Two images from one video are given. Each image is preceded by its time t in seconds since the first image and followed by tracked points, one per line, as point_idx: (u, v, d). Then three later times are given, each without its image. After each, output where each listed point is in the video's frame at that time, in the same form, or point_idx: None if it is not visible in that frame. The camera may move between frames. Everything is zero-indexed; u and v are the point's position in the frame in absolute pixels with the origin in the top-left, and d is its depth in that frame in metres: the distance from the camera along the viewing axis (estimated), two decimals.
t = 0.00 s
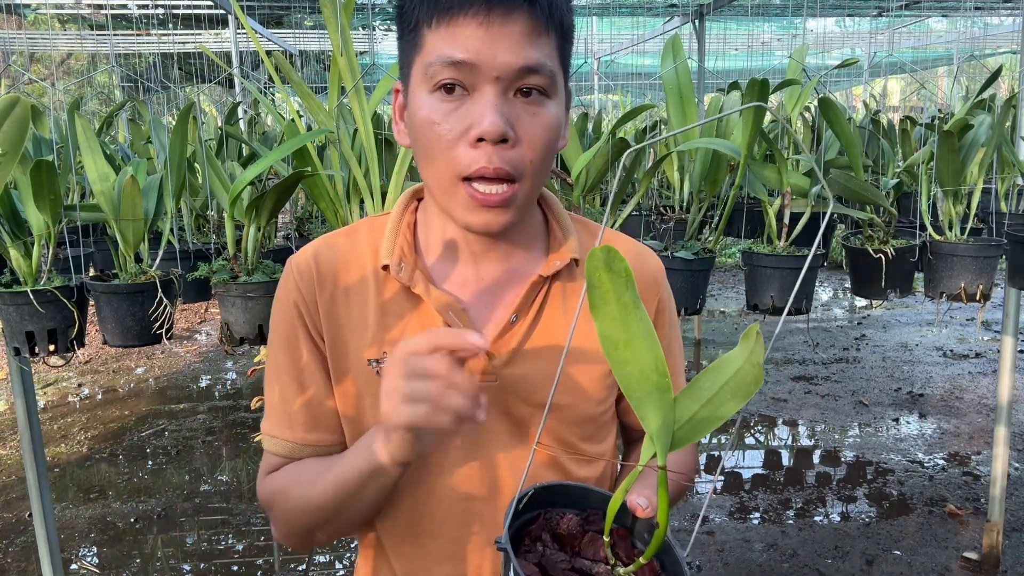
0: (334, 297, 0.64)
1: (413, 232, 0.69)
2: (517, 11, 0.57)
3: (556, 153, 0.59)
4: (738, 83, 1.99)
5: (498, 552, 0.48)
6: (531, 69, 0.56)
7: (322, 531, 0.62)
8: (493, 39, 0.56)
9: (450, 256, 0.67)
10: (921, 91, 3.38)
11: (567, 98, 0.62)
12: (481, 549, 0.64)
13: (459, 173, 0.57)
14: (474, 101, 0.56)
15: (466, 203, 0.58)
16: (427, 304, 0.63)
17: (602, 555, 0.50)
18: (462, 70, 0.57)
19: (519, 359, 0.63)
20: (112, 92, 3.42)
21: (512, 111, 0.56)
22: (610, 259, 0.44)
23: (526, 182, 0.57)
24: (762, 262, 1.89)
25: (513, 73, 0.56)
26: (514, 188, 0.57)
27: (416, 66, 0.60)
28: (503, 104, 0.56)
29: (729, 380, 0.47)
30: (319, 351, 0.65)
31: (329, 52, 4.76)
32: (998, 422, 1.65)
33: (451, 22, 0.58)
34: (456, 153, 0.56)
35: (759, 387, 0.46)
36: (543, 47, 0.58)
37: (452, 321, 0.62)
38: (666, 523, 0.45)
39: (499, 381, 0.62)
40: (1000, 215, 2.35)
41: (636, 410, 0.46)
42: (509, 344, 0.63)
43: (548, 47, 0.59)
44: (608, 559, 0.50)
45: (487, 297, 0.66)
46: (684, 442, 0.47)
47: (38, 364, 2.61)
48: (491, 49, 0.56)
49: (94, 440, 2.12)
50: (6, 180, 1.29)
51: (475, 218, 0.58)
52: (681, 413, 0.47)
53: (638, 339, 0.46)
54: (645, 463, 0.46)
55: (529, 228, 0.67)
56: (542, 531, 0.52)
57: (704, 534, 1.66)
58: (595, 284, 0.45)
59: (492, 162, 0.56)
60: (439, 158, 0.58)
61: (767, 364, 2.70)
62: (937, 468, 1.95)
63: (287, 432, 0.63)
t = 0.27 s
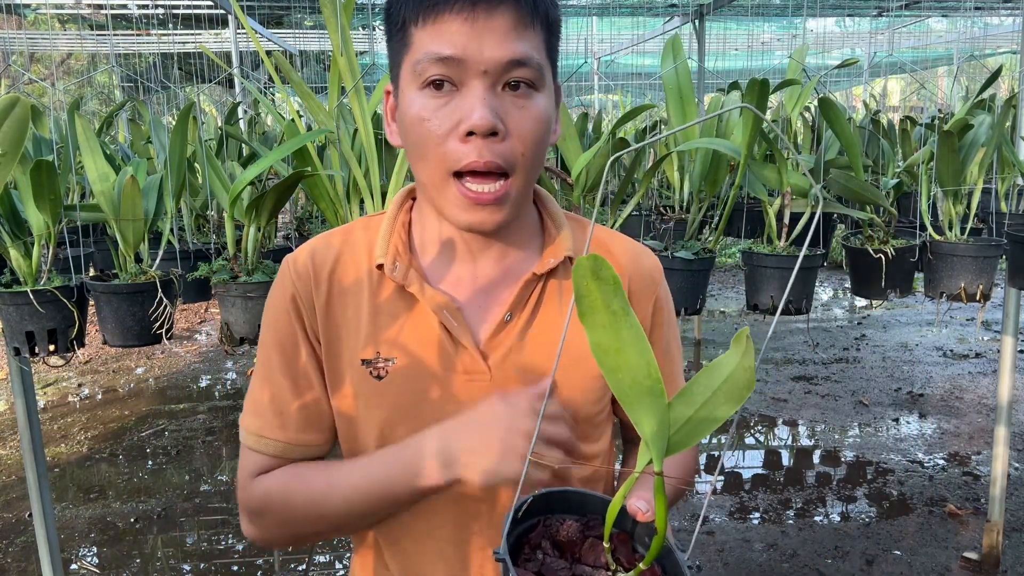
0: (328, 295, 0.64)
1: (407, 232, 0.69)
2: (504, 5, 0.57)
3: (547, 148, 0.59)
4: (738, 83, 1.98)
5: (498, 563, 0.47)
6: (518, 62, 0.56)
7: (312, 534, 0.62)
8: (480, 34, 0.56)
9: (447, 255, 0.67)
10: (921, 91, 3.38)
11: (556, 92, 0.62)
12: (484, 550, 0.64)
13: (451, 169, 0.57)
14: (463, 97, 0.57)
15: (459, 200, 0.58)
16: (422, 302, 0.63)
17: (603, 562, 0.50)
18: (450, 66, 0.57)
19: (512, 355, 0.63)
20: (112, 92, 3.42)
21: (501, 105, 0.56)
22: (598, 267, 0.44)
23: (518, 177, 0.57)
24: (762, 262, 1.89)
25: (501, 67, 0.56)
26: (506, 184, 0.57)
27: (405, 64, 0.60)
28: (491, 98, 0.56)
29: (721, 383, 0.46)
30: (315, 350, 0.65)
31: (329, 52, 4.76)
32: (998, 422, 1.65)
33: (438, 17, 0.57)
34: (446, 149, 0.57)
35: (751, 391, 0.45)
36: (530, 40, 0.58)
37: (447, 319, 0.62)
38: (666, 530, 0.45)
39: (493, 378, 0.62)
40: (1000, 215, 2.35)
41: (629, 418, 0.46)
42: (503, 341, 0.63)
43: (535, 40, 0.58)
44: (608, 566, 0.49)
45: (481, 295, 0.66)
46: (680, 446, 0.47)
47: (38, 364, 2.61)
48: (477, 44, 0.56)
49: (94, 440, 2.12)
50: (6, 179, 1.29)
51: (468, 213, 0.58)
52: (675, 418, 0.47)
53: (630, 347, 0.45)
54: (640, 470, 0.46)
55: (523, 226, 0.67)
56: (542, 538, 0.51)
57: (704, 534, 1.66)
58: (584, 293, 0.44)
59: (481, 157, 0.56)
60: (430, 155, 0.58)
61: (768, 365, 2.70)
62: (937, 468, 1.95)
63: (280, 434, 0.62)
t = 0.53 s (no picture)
0: (322, 298, 0.64)
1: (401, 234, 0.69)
2: (507, 19, 0.57)
3: (544, 159, 0.60)
4: (738, 83, 1.98)
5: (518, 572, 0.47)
6: (520, 76, 0.56)
7: (287, 539, 0.64)
8: (483, 47, 0.56)
9: (442, 258, 0.67)
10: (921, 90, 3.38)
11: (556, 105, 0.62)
12: (485, 550, 0.64)
13: (447, 177, 0.57)
14: (462, 107, 0.57)
15: (454, 207, 0.58)
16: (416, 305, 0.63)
17: (617, 563, 0.50)
18: (451, 77, 0.57)
19: (508, 361, 0.63)
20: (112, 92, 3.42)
21: (500, 117, 0.56)
22: (617, 270, 0.44)
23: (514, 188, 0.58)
24: (762, 262, 1.89)
25: (503, 82, 0.56)
26: (503, 192, 0.58)
27: (406, 72, 0.60)
28: (490, 111, 0.56)
29: (738, 383, 0.47)
30: (308, 353, 0.65)
31: (329, 52, 4.76)
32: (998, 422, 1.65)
33: (441, 25, 0.57)
34: (444, 158, 0.57)
35: (770, 388, 0.46)
36: (532, 54, 0.58)
37: (442, 323, 0.62)
38: (684, 529, 0.44)
39: (489, 383, 0.62)
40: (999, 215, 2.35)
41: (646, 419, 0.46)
42: (498, 345, 0.63)
43: (537, 54, 0.58)
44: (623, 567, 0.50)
45: (476, 299, 0.66)
46: (697, 447, 0.47)
47: (38, 364, 2.61)
48: (480, 57, 0.56)
49: (94, 440, 2.12)
50: (6, 179, 1.29)
51: (464, 221, 0.59)
52: (693, 419, 0.47)
53: (648, 350, 0.45)
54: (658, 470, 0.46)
55: (518, 232, 0.67)
56: (556, 543, 0.51)
57: (704, 534, 1.66)
58: (603, 296, 0.45)
59: (479, 169, 0.56)
60: (428, 161, 0.58)
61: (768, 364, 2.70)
62: (938, 468, 1.95)
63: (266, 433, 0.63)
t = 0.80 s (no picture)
0: (320, 298, 0.64)
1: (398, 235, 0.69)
2: (515, 18, 0.57)
3: (547, 158, 0.60)
4: (738, 83, 1.99)
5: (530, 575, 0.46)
6: (526, 74, 0.57)
7: (264, 529, 0.64)
8: (491, 44, 0.56)
9: (439, 259, 0.67)
10: (921, 91, 3.38)
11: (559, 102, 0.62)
12: (486, 549, 0.64)
13: (451, 177, 0.57)
14: (468, 105, 0.57)
15: (456, 206, 0.58)
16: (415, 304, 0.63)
17: (625, 566, 0.50)
18: (458, 73, 0.56)
19: (508, 359, 0.63)
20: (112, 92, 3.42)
21: (505, 115, 0.56)
22: (634, 278, 0.44)
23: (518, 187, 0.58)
24: (763, 262, 1.89)
25: (510, 79, 0.56)
26: (506, 192, 0.58)
27: (410, 67, 0.60)
28: (496, 108, 0.56)
29: (752, 390, 0.46)
30: (303, 353, 0.65)
31: (329, 52, 4.76)
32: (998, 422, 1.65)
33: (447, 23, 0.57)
34: (448, 157, 0.57)
35: (785, 397, 0.45)
36: (538, 52, 0.58)
37: (441, 323, 0.62)
38: (696, 536, 0.45)
39: (489, 382, 0.62)
40: (1000, 215, 2.35)
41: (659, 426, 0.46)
42: (498, 345, 0.63)
43: (542, 52, 0.59)
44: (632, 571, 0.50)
45: (474, 298, 0.66)
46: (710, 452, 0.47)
47: (38, 364, 2.61)
48: (488, 53, 0.56)
49: (94, 440, 2.12)
50: (7, 179, 1.29)
51: (466, 221, 0.59)
52: (705, 424, 0.47)
53: (663, 357, 0.45)
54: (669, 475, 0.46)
55: (516, 231, 0.67)
56: (565, 547, 0.51)
57: (704, 534, 1.66)
58: (619, 303, 0.44)
59: (485, 168, 0.56)
60: (432, 160, 0.58)
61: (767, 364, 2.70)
62: (937, 468, 1.95)
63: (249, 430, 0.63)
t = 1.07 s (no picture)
0: (317, 300, 0.64)
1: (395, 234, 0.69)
2: (511, 21, 0.57)
3: (543, 160, 0.60)
4: (738, 82, 1.98)
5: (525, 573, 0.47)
6: (523, 77, 0.57)
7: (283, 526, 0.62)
8: (488, 47, 0.56)
9: (436, 259, 0.67)
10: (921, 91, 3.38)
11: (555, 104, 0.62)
12: (485, 549, 0.64)
13: (446, 180, 0.57)
14: (463, 109, 0.56)
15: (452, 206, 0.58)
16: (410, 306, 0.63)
17: (621, 564, 0.50)
18: (455, 76, 0.56)
19: (505, 361, 0.63)
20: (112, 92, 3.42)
21: (501, 117, 0.56)
22: (625, 272, 0.44)
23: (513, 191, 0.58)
24: (763, 262, 1.89)
25: (506, 82, 0.56)
26: (501, 196, 0.58)
27: (406, 70, 0.60)
28: (492, 112, 0.56)
29: (745, 384, 0.46)
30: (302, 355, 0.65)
31: (329, 52, 4.76)
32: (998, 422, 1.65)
33: (444, 26, 0.57)
34: (444, 160, 0.57)
35: (778, 391, 0.45)
36: (535, 55, 0.58)
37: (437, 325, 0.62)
38: (690, 531, 0.46)
39: (486, 383, 0.62)
40: (1000, 215, 2.35)
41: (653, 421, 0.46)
42: (495, 346, 0.63)
43: (539, 54, 0.59)
44: (628, 568, 0.50)
45: (471, 300, 0.66)
46: (704, 446, 0.47)
47: (38, 364, 2.61)
48: (485, 56, 0.56)
49: (94, 440, 2.12)
50: (7, 179, 1.29)
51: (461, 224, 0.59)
52: (698, 419, 0.47)
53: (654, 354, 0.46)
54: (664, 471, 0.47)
55: (513, 231, 0.68)
56: (561, 545, 0.51)
57: (704, 534, 1.66)
58: (610, 298, 0.45)
59: (481, 171, 0.56)
60: (428, 163, 0.58)
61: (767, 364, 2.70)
62: (937, 468, 1.95)
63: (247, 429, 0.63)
